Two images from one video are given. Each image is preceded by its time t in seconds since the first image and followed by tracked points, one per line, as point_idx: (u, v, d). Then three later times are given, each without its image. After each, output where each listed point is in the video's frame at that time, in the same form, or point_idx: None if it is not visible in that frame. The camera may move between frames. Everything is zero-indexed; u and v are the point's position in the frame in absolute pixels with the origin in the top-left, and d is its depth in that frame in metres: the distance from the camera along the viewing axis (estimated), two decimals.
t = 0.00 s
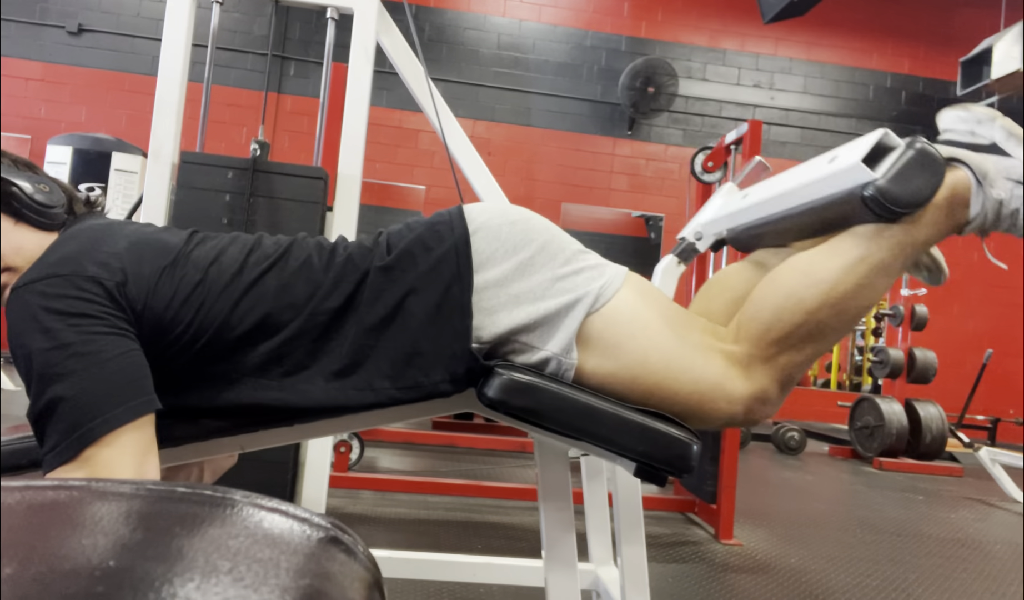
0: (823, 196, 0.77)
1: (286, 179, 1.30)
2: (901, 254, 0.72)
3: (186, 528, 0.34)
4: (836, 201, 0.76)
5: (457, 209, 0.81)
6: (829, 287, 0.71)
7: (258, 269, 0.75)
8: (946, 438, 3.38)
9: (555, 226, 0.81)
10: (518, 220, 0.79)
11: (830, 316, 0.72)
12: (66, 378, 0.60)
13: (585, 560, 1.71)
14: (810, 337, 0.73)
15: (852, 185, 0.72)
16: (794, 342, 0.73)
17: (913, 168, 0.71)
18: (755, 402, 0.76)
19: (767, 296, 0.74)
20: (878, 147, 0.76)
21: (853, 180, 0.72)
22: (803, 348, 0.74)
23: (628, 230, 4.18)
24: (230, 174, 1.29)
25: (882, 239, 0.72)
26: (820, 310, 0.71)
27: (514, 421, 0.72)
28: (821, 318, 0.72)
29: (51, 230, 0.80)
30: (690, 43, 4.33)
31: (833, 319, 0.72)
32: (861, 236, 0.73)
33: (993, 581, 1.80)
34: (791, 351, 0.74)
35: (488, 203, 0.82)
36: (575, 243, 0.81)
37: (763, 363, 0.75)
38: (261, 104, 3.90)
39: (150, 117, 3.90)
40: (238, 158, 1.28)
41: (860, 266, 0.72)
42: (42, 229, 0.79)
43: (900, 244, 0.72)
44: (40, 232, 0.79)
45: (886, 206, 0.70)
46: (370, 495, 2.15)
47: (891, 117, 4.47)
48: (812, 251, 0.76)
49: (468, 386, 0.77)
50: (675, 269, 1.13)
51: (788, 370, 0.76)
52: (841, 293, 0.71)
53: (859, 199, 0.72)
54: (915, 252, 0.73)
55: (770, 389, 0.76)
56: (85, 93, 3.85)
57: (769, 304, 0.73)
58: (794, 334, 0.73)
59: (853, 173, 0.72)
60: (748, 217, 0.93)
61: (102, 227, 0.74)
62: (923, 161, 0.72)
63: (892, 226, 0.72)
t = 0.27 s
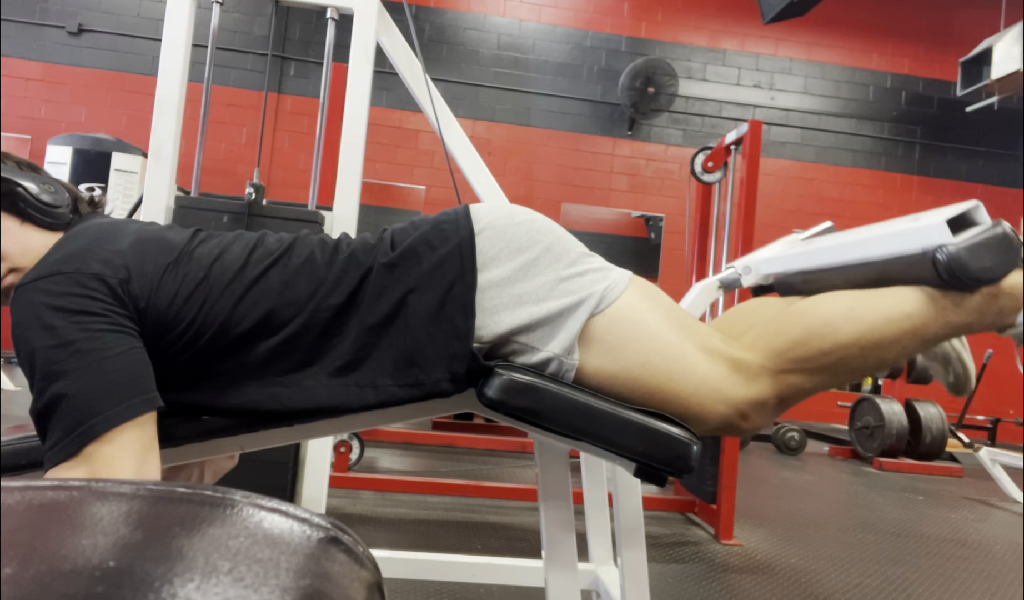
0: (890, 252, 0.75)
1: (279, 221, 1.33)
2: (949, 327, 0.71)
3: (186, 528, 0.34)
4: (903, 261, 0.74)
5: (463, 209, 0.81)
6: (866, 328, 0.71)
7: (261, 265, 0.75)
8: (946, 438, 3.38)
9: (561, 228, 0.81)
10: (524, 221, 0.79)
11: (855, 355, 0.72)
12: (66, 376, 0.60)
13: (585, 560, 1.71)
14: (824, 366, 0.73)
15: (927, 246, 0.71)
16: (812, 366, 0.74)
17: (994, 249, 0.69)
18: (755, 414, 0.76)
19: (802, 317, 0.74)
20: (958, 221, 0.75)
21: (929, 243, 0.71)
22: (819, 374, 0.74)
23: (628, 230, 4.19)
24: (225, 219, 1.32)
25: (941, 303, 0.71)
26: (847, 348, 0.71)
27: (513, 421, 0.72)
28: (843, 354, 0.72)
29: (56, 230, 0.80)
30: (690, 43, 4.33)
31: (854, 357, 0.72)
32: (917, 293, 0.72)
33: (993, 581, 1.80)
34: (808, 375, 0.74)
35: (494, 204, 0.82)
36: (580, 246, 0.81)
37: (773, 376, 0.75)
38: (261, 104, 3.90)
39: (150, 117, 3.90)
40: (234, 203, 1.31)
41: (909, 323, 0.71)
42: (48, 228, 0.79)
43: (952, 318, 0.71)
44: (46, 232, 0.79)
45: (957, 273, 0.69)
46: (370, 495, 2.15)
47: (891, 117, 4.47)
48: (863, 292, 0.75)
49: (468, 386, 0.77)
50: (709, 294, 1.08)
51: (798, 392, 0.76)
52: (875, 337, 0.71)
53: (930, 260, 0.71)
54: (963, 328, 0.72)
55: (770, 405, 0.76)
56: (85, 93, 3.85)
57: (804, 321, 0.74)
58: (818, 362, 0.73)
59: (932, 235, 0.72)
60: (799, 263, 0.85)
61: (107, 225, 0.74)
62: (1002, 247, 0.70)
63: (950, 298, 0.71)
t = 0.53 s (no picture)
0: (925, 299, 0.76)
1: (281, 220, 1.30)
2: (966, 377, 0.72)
3: (185, 528, 0.34)
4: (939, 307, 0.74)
5: (465, 211, 0.82)
6: (883, 356, 0.72)
7: (261, 264, 0.75)
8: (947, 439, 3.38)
9: (562, 231, 0.81)
10: (525, 224, 0.80)
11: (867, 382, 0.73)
12: (65, 375, 0.60)
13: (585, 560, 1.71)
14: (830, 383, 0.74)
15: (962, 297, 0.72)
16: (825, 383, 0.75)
17: None
18: (756, 417, 0.77)
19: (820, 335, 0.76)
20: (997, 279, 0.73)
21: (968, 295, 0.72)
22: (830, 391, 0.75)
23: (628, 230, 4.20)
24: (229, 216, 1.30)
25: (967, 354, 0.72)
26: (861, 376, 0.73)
27: (514, 422, 0.72)
28: (857, 377, 0.73)
29: (56, 229, 0.80)
30: (690, 43, 4.33)
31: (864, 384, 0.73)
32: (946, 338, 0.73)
33: (993, 581, 1.80)
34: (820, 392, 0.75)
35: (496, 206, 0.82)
36: (581, 249, 0.81)
37: (781, 380, 0.76)
38: (261, 104, 3.91)
39: (150, 118, 3.90)
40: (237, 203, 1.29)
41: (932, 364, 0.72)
42: (47, 226, 0.79)
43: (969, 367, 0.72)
44: (46, 230, 0.79)
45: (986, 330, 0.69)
46: (370, 495, 2.15)
47: (891, 117, 4.47)
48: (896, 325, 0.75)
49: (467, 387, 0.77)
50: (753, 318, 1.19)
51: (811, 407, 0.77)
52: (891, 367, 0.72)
53: (962, 312, 0.71)
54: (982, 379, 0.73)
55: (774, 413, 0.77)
56: (85, 93, 3.85)
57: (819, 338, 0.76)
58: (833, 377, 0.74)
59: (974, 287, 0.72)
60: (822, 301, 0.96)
61: (107, 222, 0.74)
62: None
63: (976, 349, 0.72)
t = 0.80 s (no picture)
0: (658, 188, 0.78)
1: (294, 100, 1.35)
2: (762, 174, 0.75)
3: (186, 528, 0.34)
4: (668, 187, 0.78)
5: (434, 209, 0.81)
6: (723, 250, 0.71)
7: (238, 276, 0.74)
8: (946, 438, 3.38)
9: (534, 219, 0.80)
10: (496, 215, 0.79)
11: (750, 273, 0.72)
12: (54, 400, 0.61)
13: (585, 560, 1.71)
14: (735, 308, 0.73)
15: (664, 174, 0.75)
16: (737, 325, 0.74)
17: (704, 124, 0.71)
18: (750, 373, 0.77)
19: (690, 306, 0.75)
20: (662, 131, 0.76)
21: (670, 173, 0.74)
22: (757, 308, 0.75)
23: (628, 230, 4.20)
24: (239, 94, 1.33)
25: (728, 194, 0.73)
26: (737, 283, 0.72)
27: (514, 421, 0.72)
28: (742, 271, 0.72)
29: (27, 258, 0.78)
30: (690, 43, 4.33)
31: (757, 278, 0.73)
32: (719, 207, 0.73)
33: (993, 581, 1.80)
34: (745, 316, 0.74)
35: (464, 201, 0.81)
36: (556, 235, 0.81)
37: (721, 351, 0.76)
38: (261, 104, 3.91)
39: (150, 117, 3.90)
40: (247, 78, 1.32)
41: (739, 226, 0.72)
42: (19, 258, 0.77)
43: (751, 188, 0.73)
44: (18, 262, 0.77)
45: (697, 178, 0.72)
46: (370, 495, 2.15)
47: (891, 117, 4.47)
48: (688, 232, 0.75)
49: (466, 385, 0.77)
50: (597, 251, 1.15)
51: (751, 320, 0.75)
52: (735, 253, 0.71)
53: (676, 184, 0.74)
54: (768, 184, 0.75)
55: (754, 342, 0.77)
56: (85, 93, 3.85)
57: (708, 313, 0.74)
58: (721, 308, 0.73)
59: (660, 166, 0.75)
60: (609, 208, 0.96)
61: (75, 246, 0.73)
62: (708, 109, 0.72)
63: (718, 188, 0.73)
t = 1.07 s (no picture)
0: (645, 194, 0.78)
1: (293, 99, 1.34)
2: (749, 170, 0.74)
3: (186, 528, 0.34)
4: (665, 187, 0.76)
5: (433, 211, 0.80)
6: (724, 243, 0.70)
7: (235, 278, 0.74)
8: (946, 438, 3.38)
9: (533, 220, 0.80)
10: (495, 218, 0.79)
11: (748, 266, 0.71)
12: (52, 400, 0.61)
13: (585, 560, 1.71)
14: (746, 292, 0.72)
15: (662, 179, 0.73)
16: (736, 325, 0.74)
17: (698, 122, 0.70)
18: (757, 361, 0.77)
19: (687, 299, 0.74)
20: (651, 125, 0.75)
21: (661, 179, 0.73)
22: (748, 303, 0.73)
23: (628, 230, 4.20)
24: (240, 93, 1.32)
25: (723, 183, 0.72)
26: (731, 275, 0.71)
27: (513, 421, 0.72)
28: (739, 267, 0.71)
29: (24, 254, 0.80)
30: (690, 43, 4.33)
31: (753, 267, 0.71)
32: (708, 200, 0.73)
33: (993, 581, 1.80)
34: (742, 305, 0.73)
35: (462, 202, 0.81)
36: (554, 235, 0.81)
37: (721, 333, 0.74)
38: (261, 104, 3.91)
39: (150, 117, 3.90)
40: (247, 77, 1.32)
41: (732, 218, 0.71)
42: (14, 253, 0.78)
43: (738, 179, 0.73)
44: (11, 257, 0.78)
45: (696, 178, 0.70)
46: (370, 495, 2.15)
47: (891, 117, 4.48)
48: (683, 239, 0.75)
49: (463, 388, 0.77)
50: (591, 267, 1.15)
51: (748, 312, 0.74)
52: (732, 245, 0.71)
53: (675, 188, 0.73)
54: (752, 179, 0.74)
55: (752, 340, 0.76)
56: (85, 93, 3.85)
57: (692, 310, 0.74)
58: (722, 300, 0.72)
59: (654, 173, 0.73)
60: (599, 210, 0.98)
61: (73, 244, 0.73)
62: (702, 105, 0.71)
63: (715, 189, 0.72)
